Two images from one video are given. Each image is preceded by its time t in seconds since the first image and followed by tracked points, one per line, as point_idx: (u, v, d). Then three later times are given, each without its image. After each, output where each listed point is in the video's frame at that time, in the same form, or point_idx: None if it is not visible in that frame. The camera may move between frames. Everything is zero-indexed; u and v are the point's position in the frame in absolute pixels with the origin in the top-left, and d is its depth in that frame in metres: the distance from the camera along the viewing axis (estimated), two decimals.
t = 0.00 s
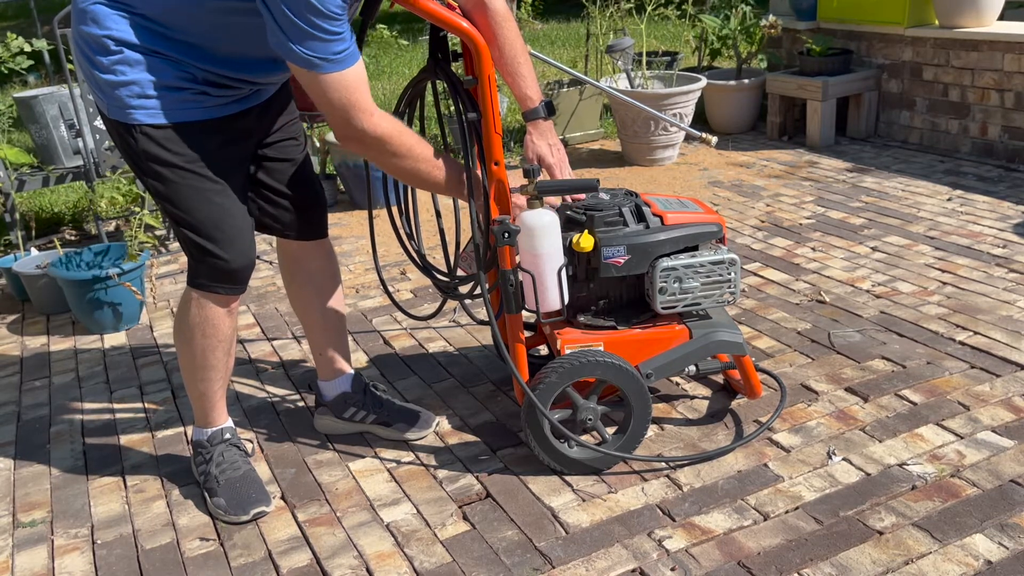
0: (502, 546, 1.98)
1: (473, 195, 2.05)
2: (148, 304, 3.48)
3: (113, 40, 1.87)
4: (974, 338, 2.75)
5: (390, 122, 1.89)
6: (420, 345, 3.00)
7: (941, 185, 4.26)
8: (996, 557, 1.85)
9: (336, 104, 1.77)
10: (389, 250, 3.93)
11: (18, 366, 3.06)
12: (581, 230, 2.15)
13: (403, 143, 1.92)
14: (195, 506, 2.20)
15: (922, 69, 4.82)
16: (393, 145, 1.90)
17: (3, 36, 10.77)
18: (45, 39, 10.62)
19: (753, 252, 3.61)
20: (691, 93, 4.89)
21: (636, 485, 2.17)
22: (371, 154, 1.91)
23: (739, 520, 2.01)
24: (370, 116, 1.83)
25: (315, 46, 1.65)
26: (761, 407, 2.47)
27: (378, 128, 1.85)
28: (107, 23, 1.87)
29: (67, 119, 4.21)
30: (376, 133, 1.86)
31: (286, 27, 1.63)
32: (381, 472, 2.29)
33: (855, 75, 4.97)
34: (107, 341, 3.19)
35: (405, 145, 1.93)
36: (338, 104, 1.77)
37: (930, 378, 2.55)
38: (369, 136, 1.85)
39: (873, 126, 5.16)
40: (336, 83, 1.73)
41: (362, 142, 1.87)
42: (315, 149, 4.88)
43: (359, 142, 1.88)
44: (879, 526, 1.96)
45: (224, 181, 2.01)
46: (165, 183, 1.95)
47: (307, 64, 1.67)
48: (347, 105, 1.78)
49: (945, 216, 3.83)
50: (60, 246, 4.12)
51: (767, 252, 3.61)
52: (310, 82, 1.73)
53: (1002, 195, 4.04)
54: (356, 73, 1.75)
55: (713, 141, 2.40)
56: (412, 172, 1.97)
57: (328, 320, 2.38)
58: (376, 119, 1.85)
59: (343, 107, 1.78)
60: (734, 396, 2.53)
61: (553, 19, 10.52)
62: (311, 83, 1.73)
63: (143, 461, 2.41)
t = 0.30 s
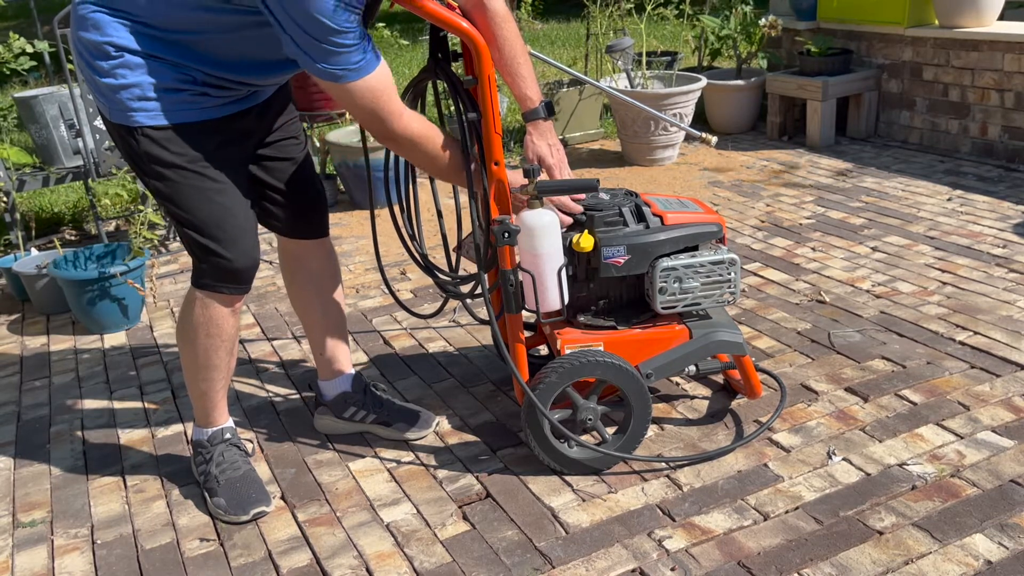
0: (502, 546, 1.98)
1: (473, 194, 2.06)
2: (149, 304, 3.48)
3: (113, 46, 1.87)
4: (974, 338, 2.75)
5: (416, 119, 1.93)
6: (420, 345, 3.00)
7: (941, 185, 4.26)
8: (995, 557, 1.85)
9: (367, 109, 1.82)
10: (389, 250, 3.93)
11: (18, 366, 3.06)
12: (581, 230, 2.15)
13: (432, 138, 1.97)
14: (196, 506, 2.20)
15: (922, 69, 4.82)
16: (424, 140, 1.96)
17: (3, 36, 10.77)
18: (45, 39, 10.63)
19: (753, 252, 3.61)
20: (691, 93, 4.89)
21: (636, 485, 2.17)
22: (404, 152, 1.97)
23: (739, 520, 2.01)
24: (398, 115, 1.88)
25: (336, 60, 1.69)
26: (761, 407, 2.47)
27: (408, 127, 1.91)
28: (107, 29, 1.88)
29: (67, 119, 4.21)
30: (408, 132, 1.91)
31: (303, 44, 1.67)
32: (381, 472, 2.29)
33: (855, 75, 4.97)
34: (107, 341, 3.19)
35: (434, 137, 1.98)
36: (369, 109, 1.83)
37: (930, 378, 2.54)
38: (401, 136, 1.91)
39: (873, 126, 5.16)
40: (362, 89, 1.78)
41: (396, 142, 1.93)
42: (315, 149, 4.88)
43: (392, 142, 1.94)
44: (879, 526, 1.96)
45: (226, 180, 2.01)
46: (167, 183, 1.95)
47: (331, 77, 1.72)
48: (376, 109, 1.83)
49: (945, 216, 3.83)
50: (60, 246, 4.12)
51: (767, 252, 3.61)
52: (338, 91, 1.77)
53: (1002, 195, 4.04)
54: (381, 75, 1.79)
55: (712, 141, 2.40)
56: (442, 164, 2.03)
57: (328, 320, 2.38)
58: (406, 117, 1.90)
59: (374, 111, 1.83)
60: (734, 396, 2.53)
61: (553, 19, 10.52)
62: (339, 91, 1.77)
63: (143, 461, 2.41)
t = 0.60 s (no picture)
0: (502, 546, 1.98)
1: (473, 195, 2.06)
2: (148, 304, 3.48)
3: (99, 38, 1.89)
4: (974, 338, 2.75)
5: (348, 126, 1.85)
6: (420, 345, 3.00)
7: (942, 185, 4.26)
8: (996, 557, 1.85)
9: (294, 109, 1.75)
10: (389, 250, 3.93)
11: (18, 366, 3.06)
12: (581, 230, 2.15)
13: (361, 148, 1.88)
14: (196, 506, 2.20)
15: (922, 69, 4.82)
16: (351, 147, 1.86)
17: (3, 36, 10.77)
18: (45, 39, 10.63)
19: (753, 252, 3.61)
20: (691, 93, 4.89)
21: (636, 485, 2.17)
22: (325, 159, 1.87)
23: (739, 520, 2.01)
24: (325, 120, 1.80)
25: (282, 51, 1.65)
26: (761, 407, 2.47)
27: (331, 134, 1.82)
28: (95, 22, 1.89)
29: (67, 119, 4.21)
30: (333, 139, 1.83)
31: (256, 31, 1.63)
32: (381, 472, 2.29)
33: (855, 75, 4.97)
34: (107, 341, 3.19)
35: (367, 148, 1.89)
36: (299, 107, 1.75)
37: (930, 378, 2.54)
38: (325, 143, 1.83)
39: (873, 126, 5.16)
40: (293, 88, 1.71)
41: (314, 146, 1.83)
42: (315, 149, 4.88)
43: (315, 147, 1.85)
44: (879, 526, 1.96)
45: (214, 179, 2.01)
46: (155, 180, 1.96)
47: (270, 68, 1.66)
48: (303, 110, 1.76)
49: (945, 216, 3.83)
50: (60, 246, 4.12)
51: (767, 252, 3.61)
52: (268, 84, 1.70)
53: (1002, 195, 4.04)
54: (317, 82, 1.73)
55: (713, 141, 2.40)
56: (380, 176, 1.94)
57: (328, 320, 2.38)
58: (332, 122, 1.81)
59: (301, 111, 1.76)
60: (734, 396, 2.53)
61: (553, 19, 10.52)
62: (269, 87, 1.70)
63: (143, 461, 2.41)
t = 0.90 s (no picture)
0: (502, 546, 1.98)
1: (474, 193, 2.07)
2: (147, 303, 3.48)
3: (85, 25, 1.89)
4: (974, 338, 2.75)
5: (130, 43, 1.66)
6: (420, 345, 3.00)
7: (942, 185, 4.26)
8: (995, 557, 1.85)
9: None
10: (389, 250, 3.93)
11: (18, 366, 3.06)
12: (581, 230, 2.15)
13: (127, 70, 1.66)
14: (196, 506, 2.20)
15: (922, 69, 4.82)
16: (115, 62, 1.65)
17: (3, 36, 10.77)
18: (46, 39, 10.64)
19: (753, 252, 3.62)
20: (691, 93, 4.89)
21: (636, 485, 2.17)
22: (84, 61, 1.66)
23: (739, 520, 2.01)
24: (104, 20, 1.61)
25: None
26: (761, 407, 2.47)
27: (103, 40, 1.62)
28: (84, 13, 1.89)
29: (67, 119, 4.21)
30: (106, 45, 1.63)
31: None
32: (381, 472, 2.29)
33: (855, 75, 4.97)
34: (107, 341, 3.19)
35: (139, 78, 1.68)
36: None
37: (930, 378, 2.55)
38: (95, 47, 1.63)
39: (873, 126, 5.16)
40: None
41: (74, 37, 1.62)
42: (315, 149, 4.89)
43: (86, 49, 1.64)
44: (879, 526, 1.96)
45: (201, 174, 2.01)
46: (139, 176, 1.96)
47: None
48: None
49: (945, 216, 3.83)
50: (60, 246, 4.12)
51: (767, 252, 3.61)
52: None
53: (1003, 195, 4.04)
54: None
55: (713, 141, 2.40)
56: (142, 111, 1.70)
57: (328, 320, 2.38)
58: (110, 29, 1.63)
59: None
60: (734, 396, 2.53)
61: (553, 19, 10.52)
62: None
63: (143, 461, 2.41)
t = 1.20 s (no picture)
0: (502, 546, 1.98)
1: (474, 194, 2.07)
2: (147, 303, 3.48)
3: (83, 24, 1.90)
4: (974, 339, 2.75)
5: None
6: (420, 345, 3.00)
7: (941, 185, 4.26)
8: (995, 557, 1.85)
9: None
10: (389, 250, 3.93)
11: (18, 366, 3.06)
12: (582, 230, 2.15)
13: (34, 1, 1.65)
14: (196, 506, 2.20)
15: (922, 69, 4.82)
16: None
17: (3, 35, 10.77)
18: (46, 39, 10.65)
19: (753, 252, 3.62)
20: (690, 93, 4.89)
21: (637, 485, 2.17)
22: None
23: (739, 520, 2.01)
24: None
25: None
26: (761, 407, 2.47)
27: None
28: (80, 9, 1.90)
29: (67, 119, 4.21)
30: None
31: None
32: (381, 472, 2.29)
33: (855, 75, 4.97)
34: (107, 341, 3.19)
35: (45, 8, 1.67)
36: None
37: (930, 378, 2.55)
38: None
39: (873, 126, 5.16)
40: None
41: None
42: (315, 149, 4.89)
43: None
44: (879, 526, 1.96)
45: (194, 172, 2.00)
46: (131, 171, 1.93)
47: None
48: None
49: (945, 216, 3.83)
50: (60, 246, 4.13)
51: (767, 252, 3.61)
52: None
53: (1003, 195, 4.04)
54: None
55: (713, 141, 2.40)
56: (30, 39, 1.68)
57: (329, 321, 2.39)
58: None
59: None
60: (734, 396, 2.53)
61: (553, 19, 10.53)
62: None
63: (143, 461, 2.41)
